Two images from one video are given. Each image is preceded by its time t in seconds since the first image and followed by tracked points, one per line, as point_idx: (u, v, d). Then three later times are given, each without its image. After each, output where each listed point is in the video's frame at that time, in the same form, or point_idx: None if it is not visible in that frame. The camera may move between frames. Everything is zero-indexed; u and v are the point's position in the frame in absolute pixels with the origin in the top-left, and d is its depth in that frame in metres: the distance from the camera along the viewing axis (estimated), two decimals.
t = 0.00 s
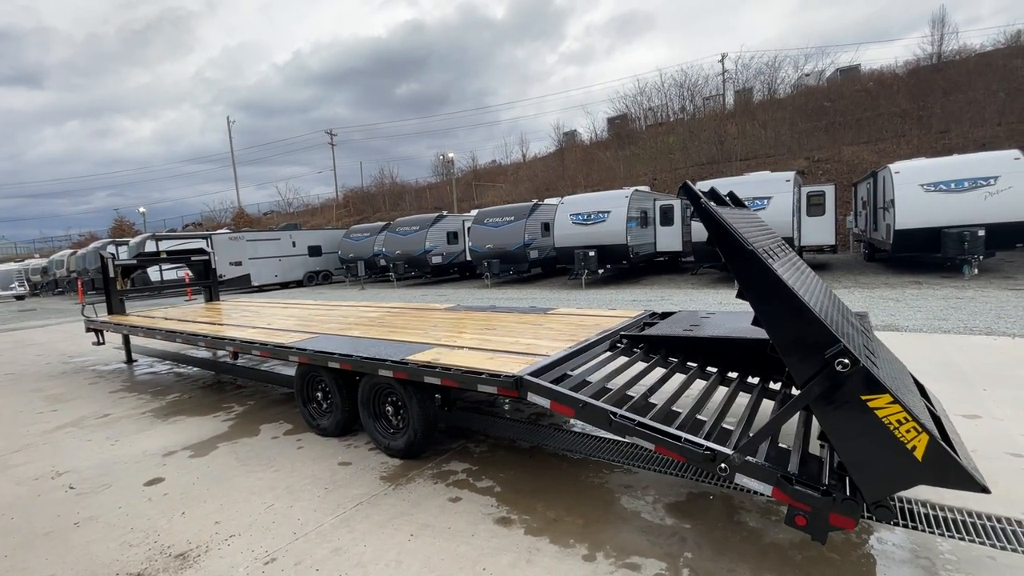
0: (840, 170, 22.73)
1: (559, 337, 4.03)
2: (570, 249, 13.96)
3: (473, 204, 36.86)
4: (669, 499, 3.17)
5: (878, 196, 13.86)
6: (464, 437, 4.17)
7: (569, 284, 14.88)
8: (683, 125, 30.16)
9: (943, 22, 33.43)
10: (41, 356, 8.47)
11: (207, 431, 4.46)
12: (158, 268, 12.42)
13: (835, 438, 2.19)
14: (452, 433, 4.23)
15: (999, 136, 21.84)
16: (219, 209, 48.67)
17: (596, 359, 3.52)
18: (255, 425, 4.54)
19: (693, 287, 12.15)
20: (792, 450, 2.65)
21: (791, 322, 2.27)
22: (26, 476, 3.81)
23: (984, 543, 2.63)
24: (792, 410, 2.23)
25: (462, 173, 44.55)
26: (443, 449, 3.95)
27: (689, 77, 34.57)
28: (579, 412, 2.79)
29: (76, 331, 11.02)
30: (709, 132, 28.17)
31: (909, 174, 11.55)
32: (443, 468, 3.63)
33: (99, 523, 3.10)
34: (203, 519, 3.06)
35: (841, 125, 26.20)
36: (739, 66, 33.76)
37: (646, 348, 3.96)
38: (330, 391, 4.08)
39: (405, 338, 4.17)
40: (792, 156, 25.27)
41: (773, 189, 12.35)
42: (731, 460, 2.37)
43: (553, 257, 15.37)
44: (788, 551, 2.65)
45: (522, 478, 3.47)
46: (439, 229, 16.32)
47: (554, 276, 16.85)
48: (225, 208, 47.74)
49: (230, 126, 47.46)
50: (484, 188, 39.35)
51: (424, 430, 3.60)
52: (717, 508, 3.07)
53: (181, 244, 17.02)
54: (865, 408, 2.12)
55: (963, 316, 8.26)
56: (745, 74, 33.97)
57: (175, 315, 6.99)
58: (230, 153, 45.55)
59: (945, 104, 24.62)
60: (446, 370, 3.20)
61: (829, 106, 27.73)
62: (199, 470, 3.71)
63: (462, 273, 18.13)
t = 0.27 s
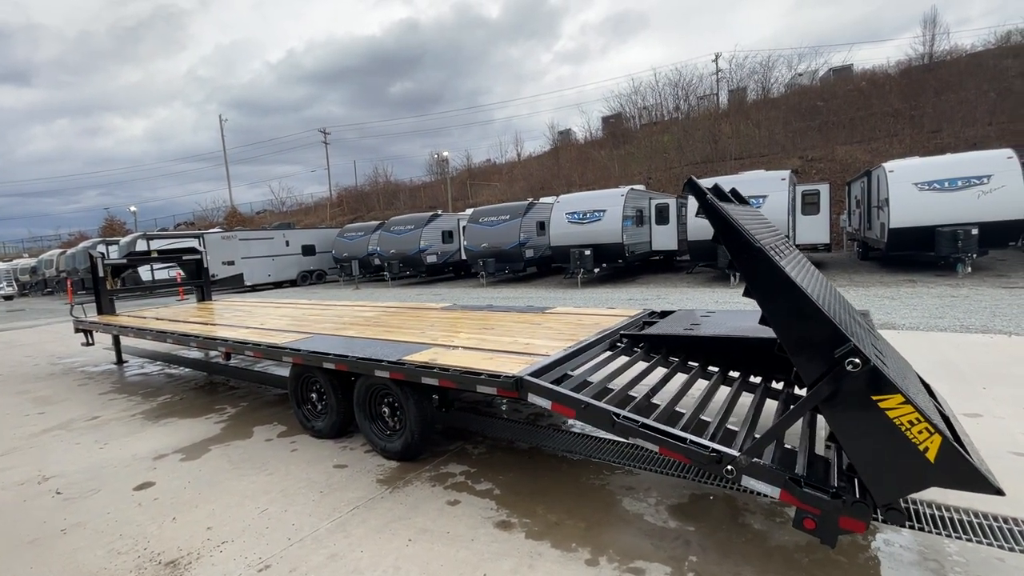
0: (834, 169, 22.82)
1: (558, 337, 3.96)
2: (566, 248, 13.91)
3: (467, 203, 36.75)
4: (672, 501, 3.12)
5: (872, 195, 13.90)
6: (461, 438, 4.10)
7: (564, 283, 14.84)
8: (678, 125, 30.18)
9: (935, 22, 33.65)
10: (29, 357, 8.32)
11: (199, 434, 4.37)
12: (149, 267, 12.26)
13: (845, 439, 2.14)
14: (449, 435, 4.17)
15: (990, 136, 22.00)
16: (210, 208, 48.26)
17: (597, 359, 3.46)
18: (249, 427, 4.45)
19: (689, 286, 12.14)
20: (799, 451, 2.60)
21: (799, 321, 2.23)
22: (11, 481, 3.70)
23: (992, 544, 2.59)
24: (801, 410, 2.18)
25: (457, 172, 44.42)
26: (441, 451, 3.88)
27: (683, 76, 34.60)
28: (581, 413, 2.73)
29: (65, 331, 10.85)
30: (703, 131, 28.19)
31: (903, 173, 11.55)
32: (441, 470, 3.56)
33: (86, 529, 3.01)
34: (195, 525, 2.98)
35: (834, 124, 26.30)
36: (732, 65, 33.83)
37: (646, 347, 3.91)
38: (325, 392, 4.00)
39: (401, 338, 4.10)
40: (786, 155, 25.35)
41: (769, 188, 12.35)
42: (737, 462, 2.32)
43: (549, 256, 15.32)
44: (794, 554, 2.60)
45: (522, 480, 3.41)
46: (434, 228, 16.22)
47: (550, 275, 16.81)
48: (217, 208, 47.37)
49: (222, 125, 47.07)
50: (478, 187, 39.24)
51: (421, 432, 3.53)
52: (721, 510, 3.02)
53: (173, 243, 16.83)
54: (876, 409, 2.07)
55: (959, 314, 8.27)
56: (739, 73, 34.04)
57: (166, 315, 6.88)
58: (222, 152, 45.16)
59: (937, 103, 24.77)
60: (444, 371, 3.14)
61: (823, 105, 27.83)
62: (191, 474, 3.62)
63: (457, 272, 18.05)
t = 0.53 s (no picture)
0: (825, 170, 22.94)
1: (558, 339, 3.87)
2: (560, 247, 13.83)
3: (460, 203, 36.58)
4: (679, 508, 3.03)
5: (864, 195, 13.96)
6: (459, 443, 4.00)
7: (559, 283, 14.75)
8: (670, 125, 30.22)
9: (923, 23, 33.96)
10: (12, 360, 8.10)
11: (187, 440, 4.22)
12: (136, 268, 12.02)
13: (865, 445, 2.06)
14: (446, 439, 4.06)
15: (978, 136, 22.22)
16: (200, 208, 47.71)
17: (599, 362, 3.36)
18: (239, 432, 4.31)
19: (684, 285, 12.11)
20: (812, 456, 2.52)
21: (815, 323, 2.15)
22: None
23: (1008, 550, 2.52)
24: (818, 416, 2.09)
25: (449, 172, 44.25)
26: (438, 456, 3.77)
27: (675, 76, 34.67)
28: (587, 418, 2.64)
29: (51, 333, 10.62)
30: (695, 131, 28.22)
31: (896, 172, 11.60)
32: (439, 476, 3.45)
33: (67, 543, 2.86)
34: (183, 537, 2.85)
35: (825, 125, 26.45)
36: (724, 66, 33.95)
37: (649, 349, 3.82)
38: (319, 396, 3.88)
39: (397, 340, 3.98)
40: (778, 155, 25.46)
41: (763, 188, 12.35)
42: (751, 470, 2.23)
43: (543, 255, 15.23)
44: (807, 562, 2.52)
45: (523, 486, 3.31)
46: (427, 228, 16.08)
47: (543, 275, 16.72)
48: (207, 208, 46.84)
49: (211, 125, 46.55)
50: (471, 187, 39.08)
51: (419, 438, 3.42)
52: (729, 517, 2.93)
53: (161, 243, 16.57)
54: (898, 414, 1.99)
55: (954, 313, 8.28)
56: (731, 74, 34.16)
57: (154, 317, 6.70)
58: (212, 152, 44.66)
59: (926, 104, 24.97)
60: (443, 374, 3.03)
61: (814, 106, 27.98)
62: (178, 483, 3.48)
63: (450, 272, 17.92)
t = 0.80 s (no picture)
0: (818, 169, 23.00)
1: (559, 340, 3.77)
2: (556, 246, 13.74)
3: (453, 202, 36.41)
4: (686, 514, 2.93)
5: (858, 193, 13.97)
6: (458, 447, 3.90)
7: (554, 282, 14.67)
8: (664, 124, 30.21)
9: (913, 24, 34.17)
10: None
11: (177, 445, 4.08)
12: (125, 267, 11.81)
13: (888, 452, 1.97)
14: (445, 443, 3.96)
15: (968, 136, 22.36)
16: (190, 208, 47.18)
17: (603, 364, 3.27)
18: (230, 437, 4.17)
19: (680, 284, 12.05)
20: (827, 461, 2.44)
21: (835, 324, 2.07)
22: None
23: None
24: (839, 420, 2.01)
25: (442, 171, 44.04)
26: (437, 461, 3.67)
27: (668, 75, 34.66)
28: (593, 424, 2.54)
29: (37, 335, 10.39)
30: (689, 131, 28.22)
31: (891, 172, 11.57)
32: (439, 482, 3.34)
33: (49, 556, 2.73)
34: (172, 549, 2.72)
35: (818, 124, 26.53)
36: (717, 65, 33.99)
37: (652, 350, 3.73)
38: (313, 400, 3.76)
39: (394, 342, 3.87)
40: (771, 154, 25.51)
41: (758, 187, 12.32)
42: (768, 477, 2.14)
43: (538, 254, 15.15)
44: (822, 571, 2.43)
45: (525, 492, 3.21)
46: (421, 227, 15.93)
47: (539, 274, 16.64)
48: (197, 207, 46.34)
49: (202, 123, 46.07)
50: (464, 186, 38.91)
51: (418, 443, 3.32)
52: (739, 523, 2.84)
53: (151, 243, 16.31)
54: (923, 420, 1.90)
55: (950, 312, 8.27)
56: (724, 74, 34.21)
57: (143, 318, 6.54)
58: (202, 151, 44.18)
59: (917, 104, 25.10)
60: (442, 378, 2.92)
61: (806, 105, 28.06)
62: (166, 491, 3.35)
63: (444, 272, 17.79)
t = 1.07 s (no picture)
0: (813, 168, 23.01)
1: (558, 341, 3.68)
2: (552, 245, 13.65)
3: (448, 202, 36.24)
4: (691, 520, 2.85)
5: (854, 192, 13.95)
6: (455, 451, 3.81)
7: (550, 281, 14.59)
8: (659, 123, 30.16)
9: (907, 23, 34.28)
10: None
11: (166, 450, 3.97)
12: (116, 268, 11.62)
13: (906, 458, 1.89)
14: (442, 447, 3.87)
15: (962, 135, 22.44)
16: (183, 207, 46.76)
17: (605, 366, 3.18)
18: (222, 442, 4.06)
19: (677, 283, 12.00)
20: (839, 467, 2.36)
21: (849, 325, 1.99)
22: None
23: None
24: (854, 426, 1.92)
25: (437, 170, 43.85)
26: (434, 466, 3.57)
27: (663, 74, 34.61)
28: (597, 429, 2.45)
29: (25, 336, 10.21)
30: (684, 130, 28.17)
31: (887, 171, 11.55)
32: (436, 488, 3.25)
33: (29, 569, 2.61)
34: (158, 561, 2.61)
35: (813, 123, 26.56)
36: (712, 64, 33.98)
37: (654, 351, 3.65)
38: (306, 403, 3.66)
39: (390, 343, 3.78)
40: (767, 153, 25.51)
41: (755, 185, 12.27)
42: (780, 485, 2.06)
43: (534, 253, 15.05)
44: None
45: (524, 498, 3.12)
46: (416, 226, 15.81)
47: (535, 273, 16.54)
48: (190, 207, 45.91)
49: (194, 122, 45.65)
50: (459, 185, 38.75)
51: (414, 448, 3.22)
52: (746, 529, 2.77)
53: (142, 243, 16.09)
54: (943, 425, 1.83)
55: (949, 310, 8.25)
56: (719, 72, 34.19)
57: (132, 319, 6.40)
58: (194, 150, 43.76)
59: (911, 103, 25.18)
60: (440, 381, 2.82)
61: (801, 104, 28.08)
62: (154, 499, 3.23)
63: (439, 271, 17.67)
